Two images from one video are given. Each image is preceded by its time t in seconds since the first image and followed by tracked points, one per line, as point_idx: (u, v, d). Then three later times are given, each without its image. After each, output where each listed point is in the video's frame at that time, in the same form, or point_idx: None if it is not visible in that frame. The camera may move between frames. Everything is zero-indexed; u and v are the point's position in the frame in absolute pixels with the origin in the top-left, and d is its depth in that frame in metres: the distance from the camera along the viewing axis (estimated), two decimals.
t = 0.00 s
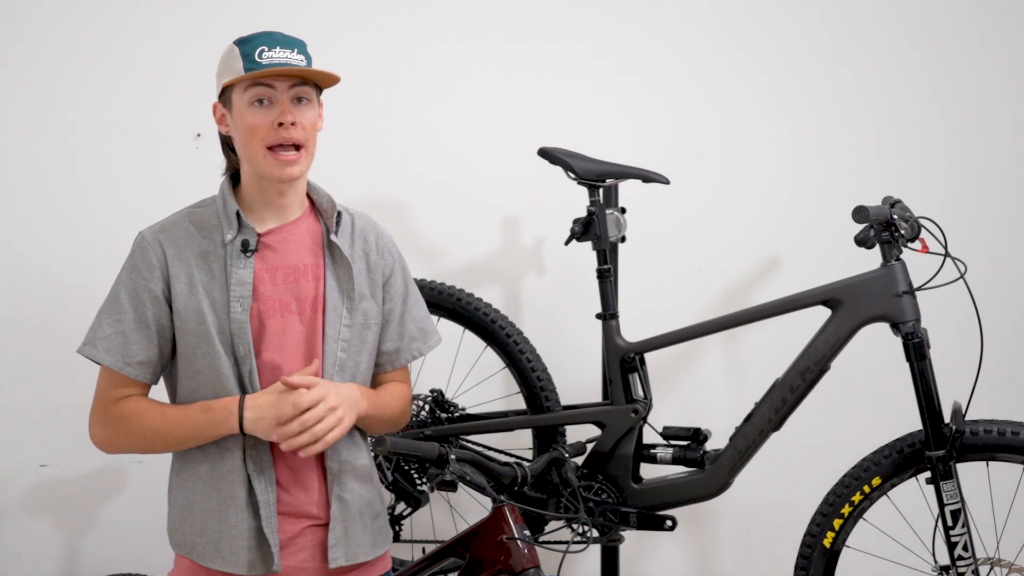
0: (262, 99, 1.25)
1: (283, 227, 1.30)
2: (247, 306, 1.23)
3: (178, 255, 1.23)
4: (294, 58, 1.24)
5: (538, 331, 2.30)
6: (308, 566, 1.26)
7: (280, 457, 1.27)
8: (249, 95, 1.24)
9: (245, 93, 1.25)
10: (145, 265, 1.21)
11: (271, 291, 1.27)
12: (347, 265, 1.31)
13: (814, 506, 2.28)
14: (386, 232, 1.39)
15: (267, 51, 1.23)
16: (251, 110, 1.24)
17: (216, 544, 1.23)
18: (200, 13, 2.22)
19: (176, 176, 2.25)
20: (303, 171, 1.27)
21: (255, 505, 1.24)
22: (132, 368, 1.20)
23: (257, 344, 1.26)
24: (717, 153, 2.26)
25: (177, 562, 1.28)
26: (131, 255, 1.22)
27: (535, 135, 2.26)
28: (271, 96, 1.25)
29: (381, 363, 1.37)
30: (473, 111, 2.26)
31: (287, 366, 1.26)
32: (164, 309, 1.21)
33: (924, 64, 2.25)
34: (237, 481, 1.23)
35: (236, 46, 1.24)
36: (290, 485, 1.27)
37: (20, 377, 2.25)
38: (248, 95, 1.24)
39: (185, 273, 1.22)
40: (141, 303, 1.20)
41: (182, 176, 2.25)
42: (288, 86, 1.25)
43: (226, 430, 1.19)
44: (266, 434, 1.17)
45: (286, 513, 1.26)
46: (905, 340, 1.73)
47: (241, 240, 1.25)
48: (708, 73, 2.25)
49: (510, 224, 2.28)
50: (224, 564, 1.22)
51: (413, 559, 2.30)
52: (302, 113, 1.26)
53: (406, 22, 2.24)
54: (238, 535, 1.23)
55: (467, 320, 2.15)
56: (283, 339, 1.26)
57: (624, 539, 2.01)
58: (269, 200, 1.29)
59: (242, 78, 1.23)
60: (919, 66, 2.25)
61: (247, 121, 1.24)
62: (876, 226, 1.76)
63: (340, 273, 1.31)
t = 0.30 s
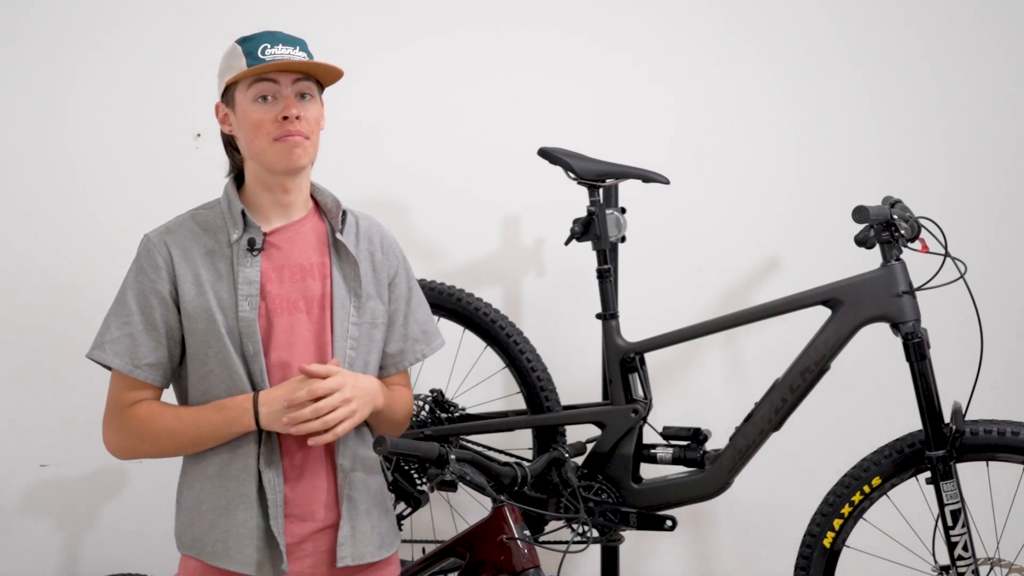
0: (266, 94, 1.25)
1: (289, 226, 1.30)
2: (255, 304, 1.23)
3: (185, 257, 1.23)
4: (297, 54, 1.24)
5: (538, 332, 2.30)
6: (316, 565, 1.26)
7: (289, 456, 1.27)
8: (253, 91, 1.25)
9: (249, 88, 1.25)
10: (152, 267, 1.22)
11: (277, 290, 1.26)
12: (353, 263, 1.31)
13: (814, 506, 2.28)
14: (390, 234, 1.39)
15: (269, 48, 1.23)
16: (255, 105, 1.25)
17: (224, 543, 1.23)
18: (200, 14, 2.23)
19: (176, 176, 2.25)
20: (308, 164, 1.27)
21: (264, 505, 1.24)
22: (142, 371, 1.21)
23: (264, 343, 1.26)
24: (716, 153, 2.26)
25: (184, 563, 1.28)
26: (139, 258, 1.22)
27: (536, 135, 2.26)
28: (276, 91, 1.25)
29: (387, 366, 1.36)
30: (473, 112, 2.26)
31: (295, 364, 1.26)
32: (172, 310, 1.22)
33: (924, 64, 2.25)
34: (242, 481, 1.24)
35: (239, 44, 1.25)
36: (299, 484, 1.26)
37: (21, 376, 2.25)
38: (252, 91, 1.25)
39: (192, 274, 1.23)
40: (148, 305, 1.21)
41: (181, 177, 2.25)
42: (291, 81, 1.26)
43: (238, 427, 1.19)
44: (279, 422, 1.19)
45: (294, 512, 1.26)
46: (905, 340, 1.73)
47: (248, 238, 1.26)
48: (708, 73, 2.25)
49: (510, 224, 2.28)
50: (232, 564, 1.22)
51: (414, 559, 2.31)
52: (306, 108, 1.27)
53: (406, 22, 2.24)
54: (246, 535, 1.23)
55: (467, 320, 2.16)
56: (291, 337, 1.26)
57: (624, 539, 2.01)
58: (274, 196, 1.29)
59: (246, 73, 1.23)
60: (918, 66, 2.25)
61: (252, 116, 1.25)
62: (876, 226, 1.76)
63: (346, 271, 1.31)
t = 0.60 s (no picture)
0: (251, 101, 1.25)
1: (290, 224, 1.30)
2: (256, 300, 1.23)
3: (187, 251, 1.24)
4: (274, 54, 1.24)
5: (538, 332, 2.30)
6: (314, 563, 1.26)
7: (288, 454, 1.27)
8: (239, 101, 1.25)
9: (234, 99, 1.26)
10: (154, 261, 1.22)
11: (279, 287, 1.26)
12: (355, 263, 1.31)
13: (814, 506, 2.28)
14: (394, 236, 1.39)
15: (246, 53, 1.23)
16: (242, 114, 1.25)
17: (222, 539, 1.23)
18: (201, 13, 2.22)
19: (175, 176, 2.25)
20: (304, 163, 1.27)
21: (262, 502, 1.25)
22: (143, 365, 1.21)
23: (265, 341, 1.25)
24: (717, 153, 2.26)
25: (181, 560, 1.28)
26: (140, 253, 1.23)
27: (536, 135, 2.26)
28: (260, 96, 1.25)
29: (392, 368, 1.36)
30: (473, 112, 2.26)
31: (296, 362, 1.26)
32: (173, 304, 1.22)
33: (925, 64, 2.25)
34: (241, 480, 1.24)
35: (215, 55, 1.25)
36: (297, 482, 1.26)
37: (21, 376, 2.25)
38: (237, 101, 1.25)
39: (194, 269, 1.23)
40: (150, 299, 1.21)
41: (181, 177, 2.25)
42: (273, 84, 1.25)
43: (238, 421, 1.19)
44: (279, 414, 1.19)
45: (292, 511, 1.25)
46: (905, 340, 1.73)
47: (250, 234, 1.26)
48: (708, 73, 2.25)
49: (510, 224, 2.28)
50: (230, 560, 1.22)
51: (414, 559, 2.30)
52: (294, 107, 1.26)
53: (406, 22, 2.24)
54: (243, 531, 1.23)
55: (467, 320, 2.15)
56: (291, 334, 1.26)
57: (624, 539, 2.01)
58: (276, 198, 1.29)
59: (227, 85, 1.24)
60: (919, 66, 2.25)
61: (241, 125, 1.25)
62: (876, 226, 1.76)
63: (348, 270, 1.31)
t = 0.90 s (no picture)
0: (261, 105, 1.24)
1: (283, 228, 1.29)
2: (248, 309, 1.24)
3: (180, 260, 1.24)
4: (293, 62, 1.22)
5: (538, 331, 2.30)
6: (309, 565, 1.26)
7: (282, 458, 1.27)
8: (248, 102, 1.24)
9: (244, 99, 1.24)
10: (147, 269, 1.22)
11: (272, 293, 1.27)
12: (347, 265, 1.30)
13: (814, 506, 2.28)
14: (386, 229, 1.38)
15: (266, 55, 1.21)
16: (249, 117, 1.24)
17: (216, 544, 1.24)
18: (201, 13, 2.22)
19: (175, 176, 2.25)
20: (302, 175, 1.27)
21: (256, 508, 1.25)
22: (137, 373, 1.21)
23: (258, 347, 1.26)
24: (717, 153, 2.26)
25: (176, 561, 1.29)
26: (133, 260, 1.23)
27: (536, 134, 2.26)
28: (271, 102, 1.24)
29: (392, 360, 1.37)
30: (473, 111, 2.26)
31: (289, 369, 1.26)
32: (167, 312, 1.22)
33: (925, 64, 2.25)
34: (239, 482, 1.24)
35: (233, 49, 1.22)
36: (292, 486, 1.26)
37: (22, 376, 2.25)
38: (246, 102, 1.24)
39: (188, 278, 1.23)
40: (143, 307, 1.21)
41: (182, 176, 2.25)
42: (287, 92, 1.24)
43: (230, 433, 1.20)
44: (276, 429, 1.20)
45: (287, 514, 1.26)
46: (905, 340, 1.73)
47: (242, 242, 1.25)
48: (708, 73, 2.25)
49: (510, 225, 2.28)
50: (223, 565, 1.23)
51: (414, 559, 2.31)
52: (302, 119, 1.25)
53: (405, 22, 2.24)
54: (238, 538, 1.23)
55: (467, 320, 2.15)
56: (285, 341, 1.27)
57: (624, 539, 2.01)
58: (267, 203, 1.29)
59: (241, 86, 1.22)
60: (920, 66, 2.25)
61: (246, 128, 1.24)
62: (876, 226, 1.76)
63: (340, 273, 1.30)
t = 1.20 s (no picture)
0: (272, 106, 1.24)
1: (283, 229, 1.29)
2: (248, 312, 1.24)
3: (179, 263, 1.23)
4: (305, 64, 1.23)
5: (538, 331, 2.30)
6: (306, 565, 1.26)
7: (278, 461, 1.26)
8: (260, 102, 1.23)
9: (255, 99, 1.23)
10: (147, 272, 1.22)
11: (272, 296, 1.27)
12: (346, 266, 1.31)
13: (814, 507, 2.28)
14: (385, 227, 1.38)
15: (279, 57, 1.21)
16: (260, 117, 1.23)
17: (212, 545, 1.24)
18: (201, 13, 2.22)
19: (175, 176, 2.25)
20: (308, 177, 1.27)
21: (252, 510, 1.25)
22: (136, 374, 1.21)
23: (257, 349, 1.26)
24: (717, 153, 2.26)
25: (173, 560, 1.29)
26: (133, 262, 1.22)
27: (536, 134, 2.26)
28: (283, 104, 1.24)
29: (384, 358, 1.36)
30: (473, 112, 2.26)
31: (288, 371, 1.26)
32: (167, 314, 1.23)
33: (925, 65, 2.25)
34: (238, 482, 1.24)
35: (245, 48, 1.22)
36: (287, 488, 1.26)
37: (22, 376, 2.25)
38: (258, 102, 1.23)
39: (187, 280, 1.23)
40: (143, 309, 1.21)
41: (181, 176, 2.25)
42: (299, 95, 1.24)
43: (224, 438, 1.19)
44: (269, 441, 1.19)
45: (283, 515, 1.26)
46: (905, 340, 1.73)
47: (242, 245, 1.25)
48: (708, 72, 2.25)
49: (510, 224, 2.28)
50: (220, 566, 1.23)
51: (414, 559, 2.31)
52: (312, 122, 1.26)
53: (405, 22, 2.24)
54: (234, 539, 1.23)
55: (467, 320, 2.15)
56: (284, 343, 1.27)
57: (624, 539, 2.01)
58: (270, 203, 1.29)
59: (254, 85, 1.21)
60: (919, 65, 2.25)
61: (257, 128, 1.23)
62: (876, 226, 1.76)
63: (339, 275, 1.31)
